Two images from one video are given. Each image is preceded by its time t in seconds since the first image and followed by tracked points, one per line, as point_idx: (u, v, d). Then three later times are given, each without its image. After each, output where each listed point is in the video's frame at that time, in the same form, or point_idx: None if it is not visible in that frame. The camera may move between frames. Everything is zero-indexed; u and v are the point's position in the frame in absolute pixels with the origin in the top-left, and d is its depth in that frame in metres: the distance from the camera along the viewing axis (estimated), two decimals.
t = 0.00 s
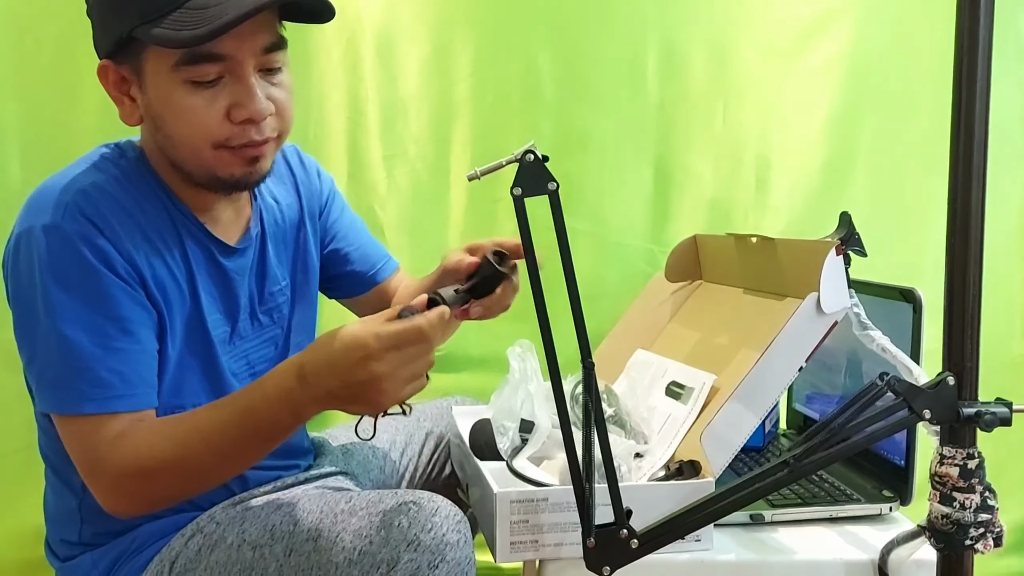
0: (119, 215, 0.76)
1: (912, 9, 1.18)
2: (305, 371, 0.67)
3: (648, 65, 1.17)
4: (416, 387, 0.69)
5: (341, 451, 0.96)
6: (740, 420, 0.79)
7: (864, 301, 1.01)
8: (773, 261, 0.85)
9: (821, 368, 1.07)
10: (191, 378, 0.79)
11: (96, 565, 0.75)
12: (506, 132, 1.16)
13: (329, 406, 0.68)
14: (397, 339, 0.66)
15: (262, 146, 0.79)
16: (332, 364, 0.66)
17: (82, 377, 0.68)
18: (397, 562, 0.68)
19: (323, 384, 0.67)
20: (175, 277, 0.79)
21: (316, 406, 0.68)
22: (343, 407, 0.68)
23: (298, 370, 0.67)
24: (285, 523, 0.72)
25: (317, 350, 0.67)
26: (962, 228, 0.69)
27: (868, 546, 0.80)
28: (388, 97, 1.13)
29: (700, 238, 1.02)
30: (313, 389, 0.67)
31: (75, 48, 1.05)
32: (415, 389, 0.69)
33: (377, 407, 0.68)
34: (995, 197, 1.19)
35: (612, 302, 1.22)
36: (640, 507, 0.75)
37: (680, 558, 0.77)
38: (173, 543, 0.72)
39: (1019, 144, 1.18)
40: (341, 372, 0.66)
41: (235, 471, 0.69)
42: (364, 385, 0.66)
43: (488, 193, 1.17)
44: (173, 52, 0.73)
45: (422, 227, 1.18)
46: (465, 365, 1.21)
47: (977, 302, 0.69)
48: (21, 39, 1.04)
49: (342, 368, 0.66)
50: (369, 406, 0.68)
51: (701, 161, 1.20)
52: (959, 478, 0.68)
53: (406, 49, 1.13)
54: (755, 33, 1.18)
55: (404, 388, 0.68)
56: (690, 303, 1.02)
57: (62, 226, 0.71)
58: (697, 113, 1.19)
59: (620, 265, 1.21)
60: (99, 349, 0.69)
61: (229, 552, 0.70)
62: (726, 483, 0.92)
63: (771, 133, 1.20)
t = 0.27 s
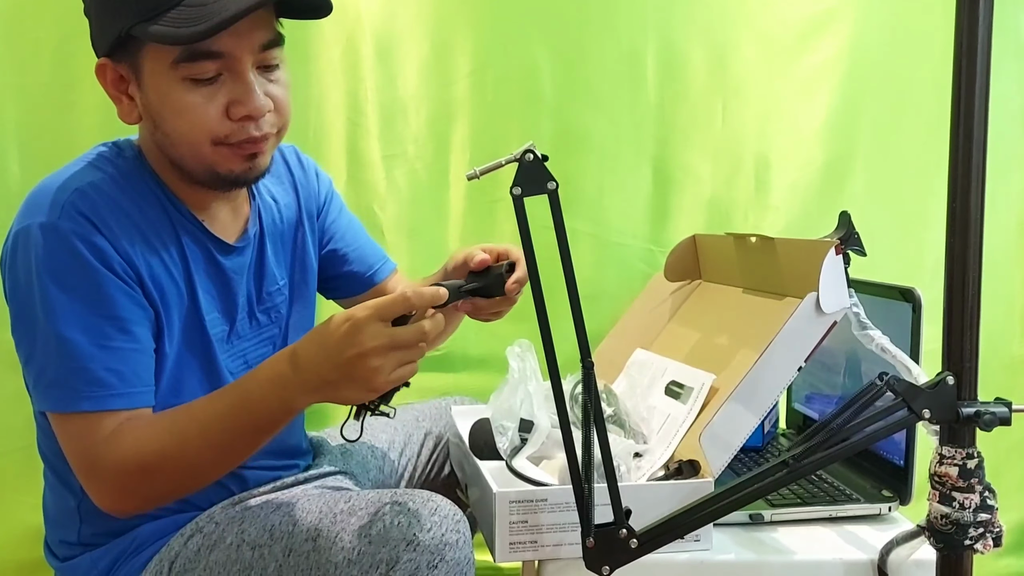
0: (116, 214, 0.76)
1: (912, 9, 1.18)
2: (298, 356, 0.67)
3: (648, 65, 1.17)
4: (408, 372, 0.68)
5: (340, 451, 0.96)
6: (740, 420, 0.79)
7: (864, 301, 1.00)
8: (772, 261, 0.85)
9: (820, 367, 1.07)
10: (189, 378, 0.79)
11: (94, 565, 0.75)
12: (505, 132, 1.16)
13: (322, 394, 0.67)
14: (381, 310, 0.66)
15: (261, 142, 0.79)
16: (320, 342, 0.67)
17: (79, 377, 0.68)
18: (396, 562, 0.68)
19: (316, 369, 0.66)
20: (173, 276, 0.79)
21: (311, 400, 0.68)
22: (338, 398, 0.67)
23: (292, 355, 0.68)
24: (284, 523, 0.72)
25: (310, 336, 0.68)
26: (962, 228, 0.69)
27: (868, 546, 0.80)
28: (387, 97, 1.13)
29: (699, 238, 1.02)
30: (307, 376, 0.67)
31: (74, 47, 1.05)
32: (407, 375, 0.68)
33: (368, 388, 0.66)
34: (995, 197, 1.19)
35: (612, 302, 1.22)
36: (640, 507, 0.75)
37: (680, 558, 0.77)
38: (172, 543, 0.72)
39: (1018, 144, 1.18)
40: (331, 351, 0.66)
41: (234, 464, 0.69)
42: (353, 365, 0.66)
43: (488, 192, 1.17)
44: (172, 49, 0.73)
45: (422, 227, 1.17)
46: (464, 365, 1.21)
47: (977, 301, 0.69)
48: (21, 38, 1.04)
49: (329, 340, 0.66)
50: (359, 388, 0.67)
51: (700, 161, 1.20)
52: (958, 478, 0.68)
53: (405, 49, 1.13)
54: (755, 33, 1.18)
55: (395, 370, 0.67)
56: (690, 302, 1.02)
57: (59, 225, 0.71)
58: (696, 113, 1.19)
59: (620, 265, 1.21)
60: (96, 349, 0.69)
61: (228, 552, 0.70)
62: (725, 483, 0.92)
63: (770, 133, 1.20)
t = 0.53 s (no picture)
0: (115, 214, 0.76)
1: (912, 9, 1.18)
2: (294, 356, 0.67)
3: (648, 65, 1.17)
4: (406, 373, 0.67)
5: (340, 451, 0.96)
6: (740, 419, 0.79)
7: (863, 301, 1.01)
8: (772, 260, 0.85)
9: (820, 367, 1.07)
10: (188, 376, 0.80)
11: (95, 565, 0.75)
12: (505, 132, 1.16)
13: (317, 395, 0.67)
14: (376, 309, 0.66)
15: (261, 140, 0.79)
16: (317, 342, 0.66)
17: (77, 376, 0.68)
18: (396, 562, 0.68)
19: (311, 368, 0.66)
20: (173, 275, 0.79)
21: (307, 399, 0.68)
22: (335, 398, 0.67)
23: (289, 356, 0.67)
24: (284, 523, 0.72)
25: (306, 336, 0.68)
26: (961, 228, 0.69)
27: (867, 545, 0.80)
28: (387, 97, 1.13)
29: (699, 237, 1.02)
30: (301, 377, 0.66)
31: (74, 47, 1.05)
32: (406, 376, 0.68)
33: (365, 387, 0.66)
34: (995, 197, 1.19)
35: (612, 301, 1.22)
36: (640, 507, 0.75)
37: (680, 557, 0.77)
38: (173, 542, 0.72)
39: (1018, 143, 1.18)
40: (327, 352, 0.66)
41: (234, 461, 0.70)
42: (349, 365, 0.65)
43: (487, 192, 1.17)
44: (172, 47, 0.73)
45: (422, 227, 1.18)
46: (464, 365, 1.21)
47: (976, 301, 0.69)
48: (21, 38, 1.04)
49: (327, 342, 0.66)
50: (357, 388, 0.66)
51: (700, 161, 1.20)
52: (958, 478, 0.68)
53: (405, 49, 1.13)
54: (755, 33, 1.18)
55: (392, 371, 0.66)
56: (690, 302, 1.02)
57: (58, 224, 0.71)
58: (696, 113, 1.19)
59: (620, 265, 1.21)
60: (95, 349, 0.69)
61: (228, 552, 0.70)
62: (725, 482, 0.92)
63: (770, 132, 1.20)
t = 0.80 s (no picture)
0: (114, 214, 0.76)
1: (911, 9, 1.18)
2: (287, 360, 0.67)
3: (647, 64, 1.17)
4: (400, 371, 0.68)
5: (340, 451, 0.96)
6: (740, 419, 0.79)
7: (863, 300, 1.01)
8: (772, 260, 0.85)
9: (820, 367, 1.07)
10: (187, 375, 0.80)
11: (94, 565, 0.75)
12: (505, 131, 1.16)
13: (312, 399, 0.67)
14: (369, 324, 0.65)
15: (260, 133, 0.79)
16: (309, 349, 0.66)
17: (74, 376, 0.68)
18: (396, 561, 0.68)
19: (304, 372, 0.66)
20: (171, 275, 0.79)
21: (302, 402, 0.68)
22: (330, 400, 0.67)
23: (281, 360, 0.67)
24: (284, 522, 0.72)
25: (298, 340, 0.67)
26: (961, 228, 0.69)
27: (867, 545, 0.80)
28: (387, 97, 1.13)
29: (699, 237, 1.02)
30: (294, 381, 0.66)
31: (74, 47, 1.05)
32: (399, 372, 0.68)
33: (360, 392, 0.67)
34: (994, 197, 1.19)
35: (612, 301, 1.22)
36: (640, 506, 0.75)
37: (680, 556, 0.77)
38: (173, 542, 0.72)
39: (1018, 143, 1.18)
40: (320, 360, 0.65)
41: (233, 460, 0.70)
42: (344, 374, 0.65)
43: (487, 192, 1.17)
44: (170, 40, 0.73)
45: (422, 227, 1.18)
46: (464, 365, 1.21)
47: (976, 301, 0.69)
48: (21, 38, 1.04)
49: (319, 352, 0.65)
50: (350, 394, 0.67)
51: (700, 160, 1.20)
52: (958, 477, 0.68)
53: (405, 49, 1.13)
54: (754, 32, 1.18)
55: (386, 374, 0.67)
56: (689, 301, 1.02)
57: (56, 224, 0.71)
58: (696, 113, 1.19)
59: (620, 264, 1.21)
60: (92, 348, 0.69)
61: (228, 551, 0.70)
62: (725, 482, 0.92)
63: (770, 132, 1.20)
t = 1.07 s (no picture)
0: (110, 215, 0.76)
1: (911, 9, 1.18)
2: (281, 365, 0.67)
3: (647, 64, 1.17)
4: (394, 371, 0.68)
5: (340, 451, 0.96)
6: (739, 418, 0.79)
7: (863, 300, 1.00)
8: (771, 260, 0.85)
9: (820, 367, 1.07)
10: (184, 376, 0.80)
11: (94, 565, 0.75)
12: (504, 131, 1.16)
13: (308, 399, 0.67)
14: (361, 324, 0.65)
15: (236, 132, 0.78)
16: (302, 350, 0.66)
17: (68, 376, 0.68)
18: (396, 561, 0.68)
19: (298, 374, 0.66)
20: (169, 277, 0.79)
21: (297, 402, 0.68)
22: (325, 399, 0.68)
23: (276, 361, 0.67)
24: (283, 523, 0.72)
25: (292, 342, 0.67)
26: (960, 227, 0.69)
27: (867, 544, 0.80)
28: (387, 97, 1.13)
29: (698, 237, 1.02)
30: (289, 383, 0.66)
31: (73, 47, 1.05)
32: (393, 374, 0.68)
33: (352, 392, 0.67)
34: (994, 196, 1.19)
35: (611, 301, 1.22)
36: (639, 506, 0.75)
37: (680, 556, 0.77)
38: (172, 543, 0.73)
39: (1018, 143, 1.18)
40: (312, 359, 0.65)
41: (230, 460, 0.70)
42: (336, 373, 0.66)
43: (487, 192, 1.17)
44: (144, 29, 0.74)
45: (421, 227, 1.18)
46: (464, 365, 1.21)
47: (975, 300, 0.69)
48: (21, 38, 1.04)
49: (312, 352, 0.65)
50: (342, 394, 0.67)
51: (699, 160, 1.20)
52: (957, 477, 0.68)
53: (405, 49, 1.13)
54: (754, 32, 1.18)
55: (379, 374, 0.67)
56: (689, 301, 1.02)
57: (53, 225, 0.71)
58: (696, 112, 1.19)
59: (619, 264, 1.21)
60: (87, 349, 0.69)
61: (228, 552, 0.70)
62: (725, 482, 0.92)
63: (769, 131, 1.20)
